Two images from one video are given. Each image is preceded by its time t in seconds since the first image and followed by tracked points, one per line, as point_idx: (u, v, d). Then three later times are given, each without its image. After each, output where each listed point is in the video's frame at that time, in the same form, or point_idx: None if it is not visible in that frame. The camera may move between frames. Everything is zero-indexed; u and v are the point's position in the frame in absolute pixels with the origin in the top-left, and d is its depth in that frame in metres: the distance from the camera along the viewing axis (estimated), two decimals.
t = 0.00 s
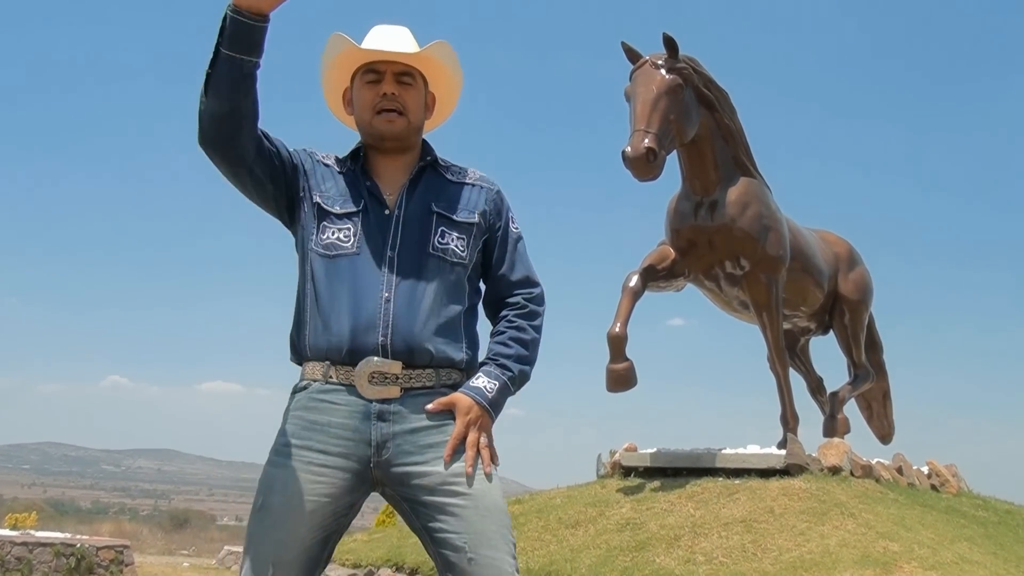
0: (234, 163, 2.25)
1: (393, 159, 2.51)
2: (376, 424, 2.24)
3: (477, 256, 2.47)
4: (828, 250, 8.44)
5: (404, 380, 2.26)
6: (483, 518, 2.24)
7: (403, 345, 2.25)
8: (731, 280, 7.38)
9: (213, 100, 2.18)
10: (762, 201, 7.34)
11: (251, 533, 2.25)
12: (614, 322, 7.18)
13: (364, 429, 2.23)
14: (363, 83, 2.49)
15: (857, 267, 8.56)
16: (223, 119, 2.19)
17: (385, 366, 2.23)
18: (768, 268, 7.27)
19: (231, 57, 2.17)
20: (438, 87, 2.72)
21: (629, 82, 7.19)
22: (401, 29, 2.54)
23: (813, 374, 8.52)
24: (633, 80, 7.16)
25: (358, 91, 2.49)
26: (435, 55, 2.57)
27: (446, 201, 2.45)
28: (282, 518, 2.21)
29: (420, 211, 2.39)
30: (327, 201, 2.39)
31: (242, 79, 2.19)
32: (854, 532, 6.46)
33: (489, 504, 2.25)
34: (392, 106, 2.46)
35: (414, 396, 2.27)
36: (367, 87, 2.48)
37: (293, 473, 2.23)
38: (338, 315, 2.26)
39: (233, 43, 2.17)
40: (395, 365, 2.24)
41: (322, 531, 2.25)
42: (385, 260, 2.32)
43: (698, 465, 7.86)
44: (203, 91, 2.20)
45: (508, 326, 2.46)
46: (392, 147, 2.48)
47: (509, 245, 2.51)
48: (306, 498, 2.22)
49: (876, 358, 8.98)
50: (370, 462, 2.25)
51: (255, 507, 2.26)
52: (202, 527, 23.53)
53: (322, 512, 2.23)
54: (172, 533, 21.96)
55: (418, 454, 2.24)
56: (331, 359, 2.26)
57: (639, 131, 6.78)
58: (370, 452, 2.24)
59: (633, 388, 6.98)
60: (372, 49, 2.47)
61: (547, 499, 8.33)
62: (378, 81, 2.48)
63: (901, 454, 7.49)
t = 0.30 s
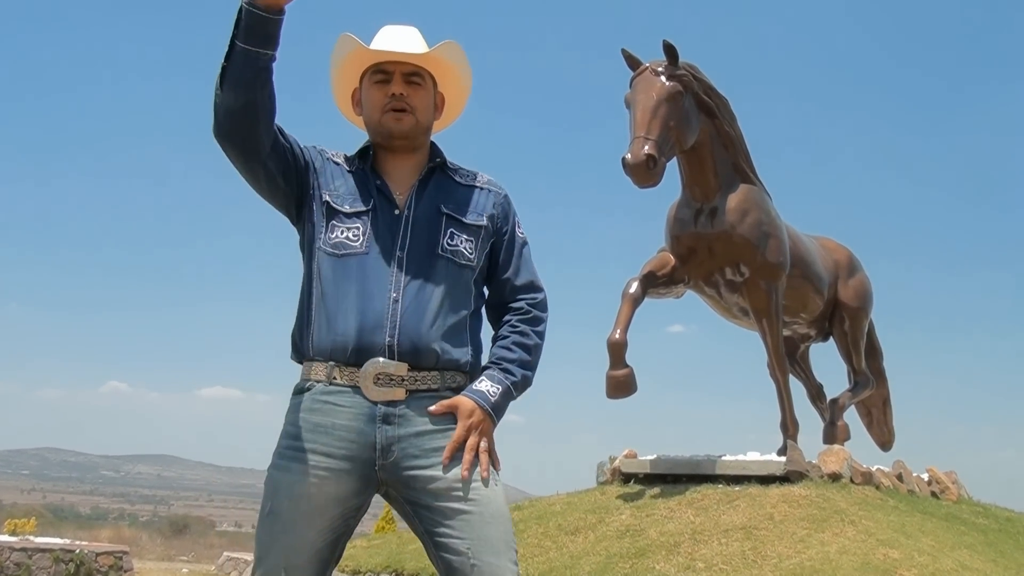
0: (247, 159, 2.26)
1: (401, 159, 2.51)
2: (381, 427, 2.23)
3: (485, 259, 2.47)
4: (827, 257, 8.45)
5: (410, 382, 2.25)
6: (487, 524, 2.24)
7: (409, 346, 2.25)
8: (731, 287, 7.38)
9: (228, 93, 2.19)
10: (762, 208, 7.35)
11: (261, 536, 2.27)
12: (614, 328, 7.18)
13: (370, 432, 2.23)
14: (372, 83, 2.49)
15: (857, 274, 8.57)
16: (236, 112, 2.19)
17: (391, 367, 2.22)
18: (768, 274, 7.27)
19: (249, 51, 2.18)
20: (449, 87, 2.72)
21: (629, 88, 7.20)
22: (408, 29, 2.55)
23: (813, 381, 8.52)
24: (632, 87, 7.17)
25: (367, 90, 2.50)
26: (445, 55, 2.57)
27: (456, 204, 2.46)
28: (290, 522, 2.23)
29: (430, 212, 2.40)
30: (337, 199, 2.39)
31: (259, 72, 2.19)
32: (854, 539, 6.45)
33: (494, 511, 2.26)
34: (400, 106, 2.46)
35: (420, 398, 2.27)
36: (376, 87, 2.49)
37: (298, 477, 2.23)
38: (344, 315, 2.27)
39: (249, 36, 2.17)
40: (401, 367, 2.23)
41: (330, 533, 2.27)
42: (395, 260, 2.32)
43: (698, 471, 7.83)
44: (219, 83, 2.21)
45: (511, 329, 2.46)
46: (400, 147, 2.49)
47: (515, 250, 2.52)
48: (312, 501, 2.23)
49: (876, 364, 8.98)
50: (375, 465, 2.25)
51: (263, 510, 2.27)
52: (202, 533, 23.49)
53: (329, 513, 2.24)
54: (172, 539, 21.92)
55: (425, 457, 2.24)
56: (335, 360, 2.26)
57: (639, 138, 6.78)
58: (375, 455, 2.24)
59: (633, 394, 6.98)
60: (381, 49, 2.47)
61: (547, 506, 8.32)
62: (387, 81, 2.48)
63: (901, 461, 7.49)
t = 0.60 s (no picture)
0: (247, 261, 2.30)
1: (401, 160, 2.51)
2: (381, 428, 2.24)
3: (483, 257, 2.46)
4: (828, 258, 8.45)
5: (411, 384, 2.26)
6: (487, 524, 2.24)
7: (410, 349, 2.25)
8: (732, 288, 7.39)
9: (230, 225, 2.20)
10: (762, 210, 7.36)
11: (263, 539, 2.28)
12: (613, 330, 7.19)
13: (369, 433, 2.24)
14: (371, 83, 2.49)
15: (857, 276, 8.57)
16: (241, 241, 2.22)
17: (391, 370, 2.23)
18: (768, 276, 7.28)
19: (243, 181, 2.18)
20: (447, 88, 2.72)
21: (629, 90, 7.21)
22: (408, 29, 2.56)
23: (814, 383, 8.52)
24: (633, 89, 7.18)
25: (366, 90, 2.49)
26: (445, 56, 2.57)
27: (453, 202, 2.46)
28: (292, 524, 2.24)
29: (427, 213, 2.40)
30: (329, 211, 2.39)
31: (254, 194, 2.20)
32: (854, 541, 6.46)
33: (493, 511, 2.25)
34: (400, 107, 2.46)
35: (419, 400, 2.27)
36: (376, 87, 2.48)
37: (299, 479, 2.25)
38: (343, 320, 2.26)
39: (241, 179, 2.18)
40: (401, 369, 2.23)
41: (333, 534, 2.28)
42: (393, 263, 2.32)
43: (698, 473, 7.83)
44: (214, 214, 2.21)
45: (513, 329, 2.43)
46: (400, 147, 2.49)
47: (514, 247, 2.50)
48: (314, 503, 2.24)
49: (876, 366, 8.98)
50: (375, 465, 2.25)
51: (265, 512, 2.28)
52: (203, 535, 23.46)
53: (331, 515, 2.25)
54: (173, 540, 21.88)
55: (425, 457, 2.24)
56: (336, 362, 2.27)
57: (639, 139, 6.78)
58: (374, 455, 2.24)
59: (633, 396, 6.98)
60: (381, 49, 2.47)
61: (547, 507, 8.32)
62: (387, 82, 2.48)
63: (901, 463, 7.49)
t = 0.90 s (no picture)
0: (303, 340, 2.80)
1: (370, 160, 2.79)
2: (383, 424, 2.48)
3: (462, 239, 2.65)
4: (817, 258, 8.75)
5: (411, 379, 2.48)
6: (487, 509, 2.43)
7: (404, 346, 2.47)
8: (724, 287, 7.68)
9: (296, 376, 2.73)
10: (755, 211, 7.65)
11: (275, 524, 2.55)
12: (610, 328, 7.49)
13: (370, 428, 2.49)
14: (352, 83, 2.76)
15: (845, 275, 8.87)
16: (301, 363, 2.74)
17: (390, 366, 2.47)
18: (759, 276, 7.56)
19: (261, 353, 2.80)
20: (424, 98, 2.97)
21: (626, 95, 7.49)
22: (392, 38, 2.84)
23: (803, 378, 8.82)
24: (629, 94, 7.46)
25: (347, 88, 2.77)
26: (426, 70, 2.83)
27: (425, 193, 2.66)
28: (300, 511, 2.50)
29: (397, 211, 2.62)
30: (304, 240, 2.70)
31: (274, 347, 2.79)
32: (842, 531, 6.76)
33: (494, 497, 2.45)
34: (376, 109, 2.74)
35: (420, 394, 2.49)
36: (356, 87, 2.76)
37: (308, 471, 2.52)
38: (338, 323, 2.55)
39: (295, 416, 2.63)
40: (400, 365, 2.46)
41: (337, 522, 2.54)
42: (369, 264, 2.56)
43: (693, 466, 8.14)
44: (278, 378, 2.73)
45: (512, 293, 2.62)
46: (371, 147, 2.77)
47: (498, 222, 2.68)
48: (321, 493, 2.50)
49: (864, 363, 9.28)
50: (377, 458, 2.50)
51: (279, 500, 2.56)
52: (213, 525, 23.82)
53: (337, 505, 2.52)
54: (184, 531, 22.26)
55: (425, 448, 2.46)
56: (339, 360, 2.55)
57: (635, 143, 7.07)
58: (377, 449, 2.49)
59: (629, 391, 7.28)
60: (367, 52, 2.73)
61: (546, 499, 8.63)
62: (367, 83, 2.76)
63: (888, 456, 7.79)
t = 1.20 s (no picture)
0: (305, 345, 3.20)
1: (372, 185, 3.10)
2: (389, 425, 2.79)
3: (458, 257, 2.97)
4: (801, 259, 9.26)
5: (415, 386, 2.82)
6: (483, 506, 2.69)
7: (409, 359, 2.81)
8: (713, 287, 8.18)
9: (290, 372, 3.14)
10: (742, 215, 8.15)
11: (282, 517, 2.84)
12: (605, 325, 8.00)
13: (377, 427, 2.81)
14: (353, 113, 3.08)
15: (827, 275, 9.39)
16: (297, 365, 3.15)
17: (396, 373, 2.79)
18: (746, 276, 8.05)
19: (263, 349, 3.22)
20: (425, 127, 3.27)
21: (620, 105, 8.00)
22: (391, 68, 3.18)
23: (787, 373, 9.35)
24: (623, 104, 7.98)
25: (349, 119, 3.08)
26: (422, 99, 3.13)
27: (424, 215, 2.97)
28: (306, 505, 2.80)
29: (397, 230, 2.92)
30: (314, 259, 3.03)
31: (271, 342, 3.20)
32: (823, 517, 7.30)
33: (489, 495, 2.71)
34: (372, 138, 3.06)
35: (423, 400, 2.81)
36: (355, 117, 3.07)
37: (316, 467, 2.82)
38: (348, 336, 2.89)
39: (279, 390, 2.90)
40: (405, 372, 2.80)
41: (339, 517, 2.83)
42: (374, 280, 2.88)
43: (683, 455, 8.67)
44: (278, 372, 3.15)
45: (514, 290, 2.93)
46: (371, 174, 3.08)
47: (490, 238, 3.02)
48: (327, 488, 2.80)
49: (844, 358, 9.81)
50: (383, 458, 2.81)
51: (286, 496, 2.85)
52: (230, 510, 24.55)
53: (340, 500, 2.81)
54: (204, 515, 23.00)
55: (427, 448, 2.76)
56: (351, 368, 2.87)
57: (629, 151, 7.58)
58: (384, 450, 2.80)
59: (623, 384, 7.81)
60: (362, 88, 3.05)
61: (545, 486, 9.17)
62: (364, 114, 3.07)
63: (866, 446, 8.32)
